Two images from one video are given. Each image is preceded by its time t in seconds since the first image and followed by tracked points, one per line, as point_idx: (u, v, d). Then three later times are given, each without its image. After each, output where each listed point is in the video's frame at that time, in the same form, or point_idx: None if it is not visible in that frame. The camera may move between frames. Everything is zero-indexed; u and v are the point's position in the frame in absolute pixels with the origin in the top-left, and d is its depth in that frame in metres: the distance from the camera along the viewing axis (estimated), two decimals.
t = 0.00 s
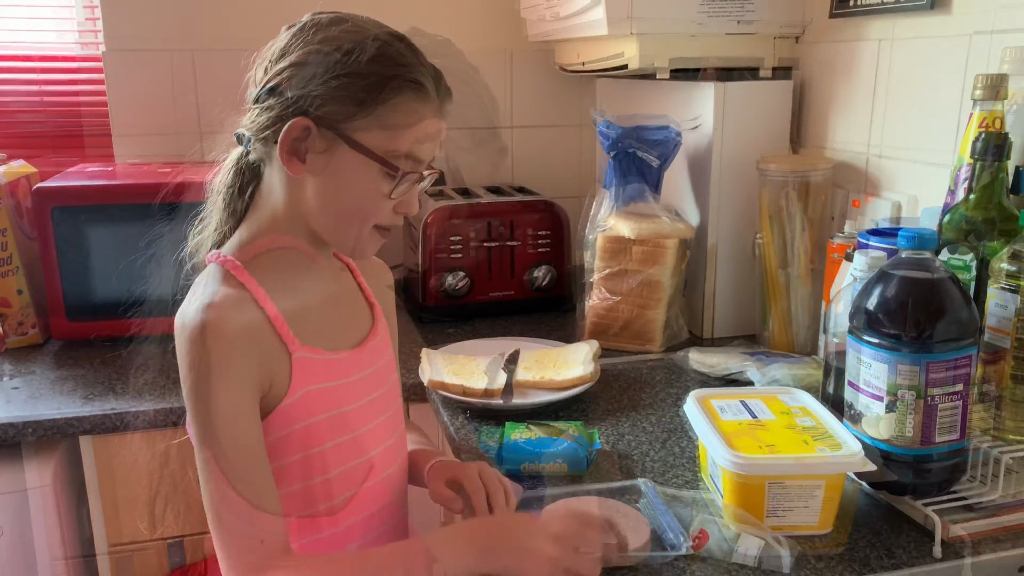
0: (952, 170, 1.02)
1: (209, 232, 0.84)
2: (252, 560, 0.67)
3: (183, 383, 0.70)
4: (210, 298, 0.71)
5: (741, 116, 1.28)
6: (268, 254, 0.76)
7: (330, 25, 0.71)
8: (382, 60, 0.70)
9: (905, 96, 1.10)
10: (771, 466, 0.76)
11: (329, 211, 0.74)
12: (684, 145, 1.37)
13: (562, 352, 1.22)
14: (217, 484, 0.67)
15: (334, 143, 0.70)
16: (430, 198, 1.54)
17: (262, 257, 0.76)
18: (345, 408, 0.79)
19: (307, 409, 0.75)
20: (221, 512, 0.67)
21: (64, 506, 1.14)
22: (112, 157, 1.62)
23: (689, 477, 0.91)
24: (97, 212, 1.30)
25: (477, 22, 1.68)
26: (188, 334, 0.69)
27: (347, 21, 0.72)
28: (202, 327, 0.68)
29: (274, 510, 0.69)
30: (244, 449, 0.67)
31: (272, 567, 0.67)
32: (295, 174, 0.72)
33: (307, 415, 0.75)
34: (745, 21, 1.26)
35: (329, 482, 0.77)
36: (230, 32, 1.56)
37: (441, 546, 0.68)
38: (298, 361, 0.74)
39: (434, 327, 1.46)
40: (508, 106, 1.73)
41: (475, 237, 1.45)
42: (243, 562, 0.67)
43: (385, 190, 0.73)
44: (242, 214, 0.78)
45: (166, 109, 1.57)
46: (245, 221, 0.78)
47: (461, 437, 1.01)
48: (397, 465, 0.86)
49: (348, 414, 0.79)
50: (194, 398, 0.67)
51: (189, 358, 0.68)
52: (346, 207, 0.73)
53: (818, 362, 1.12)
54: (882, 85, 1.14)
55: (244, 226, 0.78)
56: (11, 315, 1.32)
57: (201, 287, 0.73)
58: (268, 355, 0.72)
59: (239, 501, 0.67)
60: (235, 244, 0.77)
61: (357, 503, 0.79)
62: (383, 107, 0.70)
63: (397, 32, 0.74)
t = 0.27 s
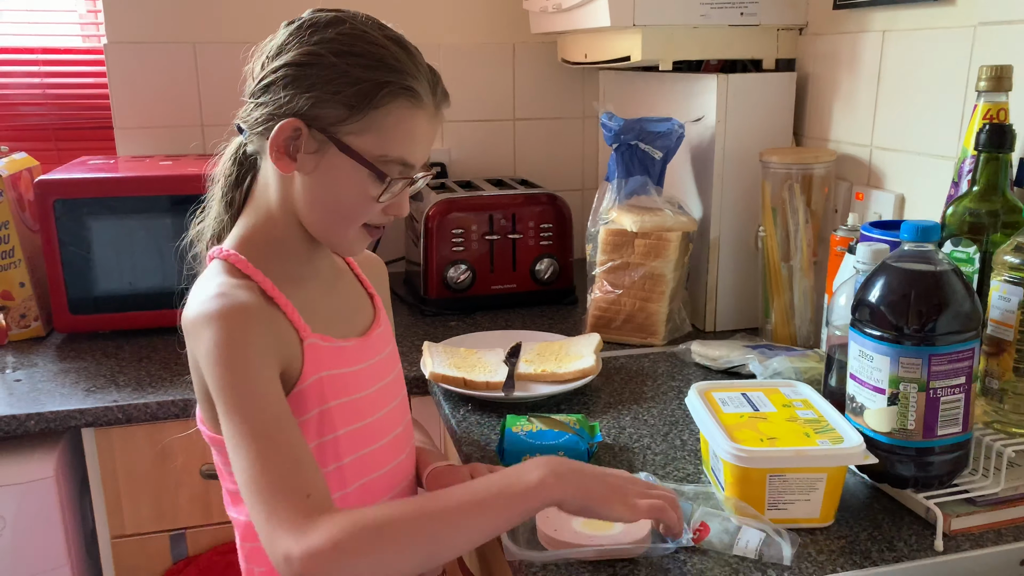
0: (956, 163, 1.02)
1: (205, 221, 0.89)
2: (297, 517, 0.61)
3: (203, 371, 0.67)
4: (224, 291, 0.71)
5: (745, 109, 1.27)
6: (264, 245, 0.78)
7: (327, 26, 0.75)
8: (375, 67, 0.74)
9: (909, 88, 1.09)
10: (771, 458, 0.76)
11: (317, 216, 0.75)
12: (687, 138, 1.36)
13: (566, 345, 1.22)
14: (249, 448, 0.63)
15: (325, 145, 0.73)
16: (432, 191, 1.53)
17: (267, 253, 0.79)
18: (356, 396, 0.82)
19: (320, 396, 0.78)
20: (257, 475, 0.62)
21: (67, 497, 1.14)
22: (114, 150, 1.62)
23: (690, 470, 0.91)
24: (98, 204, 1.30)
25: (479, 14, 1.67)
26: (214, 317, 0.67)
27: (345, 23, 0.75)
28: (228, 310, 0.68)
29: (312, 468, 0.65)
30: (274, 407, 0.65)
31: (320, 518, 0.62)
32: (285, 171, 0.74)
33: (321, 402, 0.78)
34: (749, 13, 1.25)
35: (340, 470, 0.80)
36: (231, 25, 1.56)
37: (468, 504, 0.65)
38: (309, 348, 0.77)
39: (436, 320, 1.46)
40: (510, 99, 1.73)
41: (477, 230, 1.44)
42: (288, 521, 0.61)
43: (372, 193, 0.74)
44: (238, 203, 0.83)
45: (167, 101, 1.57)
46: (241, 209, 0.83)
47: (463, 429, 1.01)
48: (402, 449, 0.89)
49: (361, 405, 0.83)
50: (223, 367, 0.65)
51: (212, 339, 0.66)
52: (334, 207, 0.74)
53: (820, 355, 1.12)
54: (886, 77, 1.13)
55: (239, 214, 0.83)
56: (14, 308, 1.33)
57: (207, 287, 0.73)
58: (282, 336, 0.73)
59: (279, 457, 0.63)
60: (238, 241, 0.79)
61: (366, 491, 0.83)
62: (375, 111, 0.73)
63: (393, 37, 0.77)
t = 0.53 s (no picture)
0: (959, 160, 1.01)
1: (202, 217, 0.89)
2: (316, 490, 0.60)
3: (211, 363, 0.66)
4: (229, 289, 0.71)
5: (747, 106, 1.27)
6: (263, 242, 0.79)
7: (332, 25, 0.75)
8: (379, 69, 0.74)
9: (913, 85, 1.09)
10: (772, 456, 0.76)
11: (314, 215, 0.75)
12: (690, 135, 1.36)
13: (568, 341, 1.22)
14: (264, 427, 0.62)
15: (324, 144, 0.73)
16: (434, 187, 1.53)
17: (265, 253, 0.79)
18: (360, 391, 0.82)
19: (324, 392, 0.78)
20: (275, 450, 0.61)
21: (69, 492, 1.14)
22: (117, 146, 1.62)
23: (691, 467, 0.90)
24: (100, 200, 1.30)
25: (482, 10, 1.67)
26: (222, 312, 0.67)
27: (350, 23, 0.75)
28: (237, 307, 0.68)
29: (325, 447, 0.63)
30: (285, 393, 0.64)
31: (340, 493, 0.60)
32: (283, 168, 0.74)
33: (325, 398, 0.79)
34: (752, 9, 1.25)
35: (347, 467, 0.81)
36: (233, 20, 1.56)
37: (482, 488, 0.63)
38: (313, 343, 0.77)
39: (438, 316, 1.46)
40: (512, 95, 1.72)
41: (479, 226, 1.44)
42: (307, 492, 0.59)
43: (368, 194, 0.74)
44: (235, 198, 0.83)
45: (169, 97, 1.57)
46: (239, 204, 0.83)
47: (464, 426, 1.01)
48: (407, 445, 0.90)
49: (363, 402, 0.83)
50: (235, 354, 0.64)
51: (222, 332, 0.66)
52: (331, 206, 0.74)
53: (822, 352, 1.12)
54: (890, 73, 1.13)
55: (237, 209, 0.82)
56: (16, 303, 1.33)
57: (209, 287, 0.72)
58: (285, 336, 0.74)
59: (294, 436, 0.62)
60: (237, 238, 0.79)
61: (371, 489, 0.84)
62: (376, 113, 0.73)
63: (397, 40, 0.77)
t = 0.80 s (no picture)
0: (959, 164, 1.02)
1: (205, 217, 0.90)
2: (305, 483, 0.59)
3: (207, 357, 0.66)
4: (228, 286, 0.71)
5: (747, 109, 1.27)
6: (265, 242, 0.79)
7: (338, 29, 0.75)
8: (383, 74, 0.74)
9: (913, 89, 1.09)
10: (770, 458, 0.76)
11: (315, 217, 0.76)
12: (690, 137, 1.36)
13: (568, 343, 1.22)
14: (257, 418, 0.61)
15: (326, 146, 0.73)
16: (434, 189, 1.53)
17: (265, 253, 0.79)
18: (358, 394, 0.82)
19: (321, 394, 0.79)
20: (266, 441, 0.60)
21: (68, 492, 1.15)
22: (118, 146, 1.62)
23: (690, 470, 0.91)
24: (101, 200, 1.30)
25: (482, 12, 1.67)
26: (217, 307, 0.68)
27: (356, 28, 0.76)
28: (233, 302, 0.68)
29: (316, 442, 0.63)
30: (279, 389, 0.64)
31: (331, 487, 0.60)
32: (283, 169, 0.74)
33: (322, 401, 0.79)
34: (752, 12, 1.25)
35: (346, 468, 0.81)
36: (233, 21, 1.56)
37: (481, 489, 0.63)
38: (310, 345, 0.77)
39: (438, 318, 1.46)
40: (513, 97, 1.73)
41: (479, 227, 1.44)
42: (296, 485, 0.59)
43: (368, 198, 0.75)
44: (237, 197, 0.84)
45: (170, 98, 1.57)
46: (240, 203, 0.83)
47: (463, 428, 1.02)
48: (406, 447, 0.90)
49: (366, 402, 0.83)
50: (231, 349, 0.65)
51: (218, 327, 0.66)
52: (331, 208, 0.75)
53: (821, 355, 1.12)
54: (889, 76, 1.13)
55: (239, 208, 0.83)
56: (17, 303, 1.33)
57: (208, 285, 0.72)
58: (282, 335, 0.74)
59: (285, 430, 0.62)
60: (237, 240, 0.79)
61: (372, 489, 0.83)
62: (379, 118, 0.73)
63: (403, 45, 0.77)
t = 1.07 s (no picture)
0: (957, 167, 1.02)
1: (200, 215, 0.90)
2: (298, 463, 0.59)
3: (196, 345, 0.66)
4: (217, 278, 0.71)
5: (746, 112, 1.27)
6: (264, 245, 0.80)
7: (342, 34, 0.75)
8: (384, 80, 0.74)
9: (911, 92, 1.09)
10: (768, 459, 0.77)
11: (312, 218, 0.76)
12: (689, 140, 1.36)
13: (566, 345, 1.22)
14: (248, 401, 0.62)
15: (323, 149, 0.73)
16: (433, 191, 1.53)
17: (262, 251, 0.80)
18: (344, 395, 0.83)
19: (305, 394, 0.79)
20: (258, 423, 0.61)
21: (66, 492, 1.14)
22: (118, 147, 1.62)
23: (688, 471, 0.91)
24: (101, 200, 1.30)
25: (482, 15, 1.67)
26: (206, 296, 0.68)
27: (359, 34, 0.76)
28: (223, 292, 0.69)
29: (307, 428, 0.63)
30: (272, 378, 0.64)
31: (325, 470, 0.60)
32: (279, 169, 0.74)
33: (306, 400, 0.79)
34: (751, 15, 1.25)
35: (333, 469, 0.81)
36: (234, 22, 1.56)
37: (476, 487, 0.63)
38: (295, 343, 0.78)
39: (437, 319, 1.46)
40: (513, 99, 1.73)
41: (478, 229, 1.44)
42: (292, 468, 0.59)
43: (363, 203, 0.75)
44: (233, 196, 0.84)
45: (170, 99, 1.57)
46: (236, 203, 0.84)
47: (462, 429, 1.02)
48: (398, 450, 0.90)
49: (354, 402, 0.84)
50: (220, 336, 0.65)
51: (208, 315, 0.66)
52: (327, 210, 0.75)
53: (819, 358, 1.12)
54: (888, 80, 1.13)
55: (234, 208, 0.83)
56: (16, 303, 1.33)
57: (197, 277, 0.73)
58: (270, 329, 0.74)
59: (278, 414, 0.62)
60: (237, 240, 0.79)
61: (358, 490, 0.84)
62: (378, 124, 0.73)
63: (405, 53, 0.78)
